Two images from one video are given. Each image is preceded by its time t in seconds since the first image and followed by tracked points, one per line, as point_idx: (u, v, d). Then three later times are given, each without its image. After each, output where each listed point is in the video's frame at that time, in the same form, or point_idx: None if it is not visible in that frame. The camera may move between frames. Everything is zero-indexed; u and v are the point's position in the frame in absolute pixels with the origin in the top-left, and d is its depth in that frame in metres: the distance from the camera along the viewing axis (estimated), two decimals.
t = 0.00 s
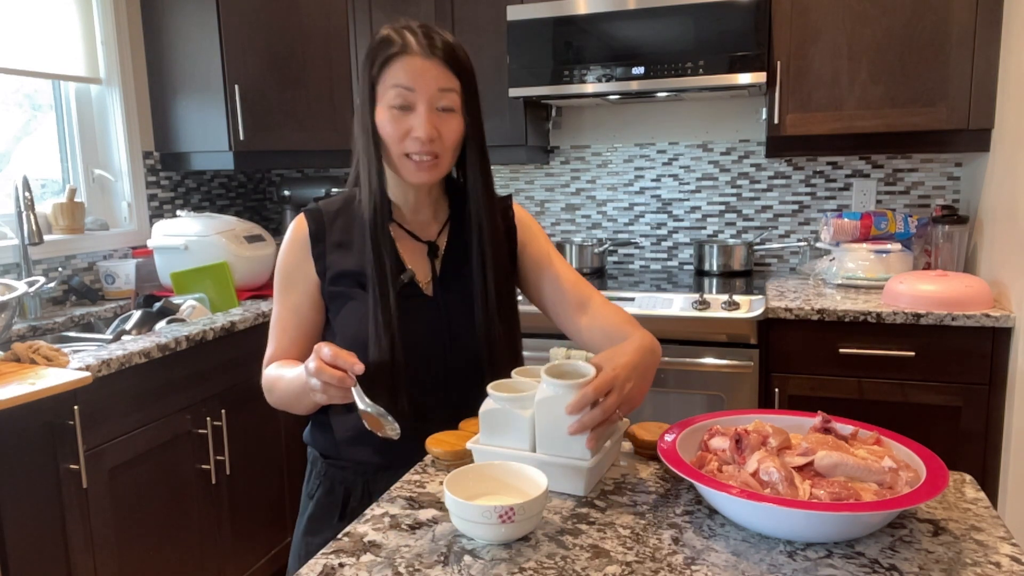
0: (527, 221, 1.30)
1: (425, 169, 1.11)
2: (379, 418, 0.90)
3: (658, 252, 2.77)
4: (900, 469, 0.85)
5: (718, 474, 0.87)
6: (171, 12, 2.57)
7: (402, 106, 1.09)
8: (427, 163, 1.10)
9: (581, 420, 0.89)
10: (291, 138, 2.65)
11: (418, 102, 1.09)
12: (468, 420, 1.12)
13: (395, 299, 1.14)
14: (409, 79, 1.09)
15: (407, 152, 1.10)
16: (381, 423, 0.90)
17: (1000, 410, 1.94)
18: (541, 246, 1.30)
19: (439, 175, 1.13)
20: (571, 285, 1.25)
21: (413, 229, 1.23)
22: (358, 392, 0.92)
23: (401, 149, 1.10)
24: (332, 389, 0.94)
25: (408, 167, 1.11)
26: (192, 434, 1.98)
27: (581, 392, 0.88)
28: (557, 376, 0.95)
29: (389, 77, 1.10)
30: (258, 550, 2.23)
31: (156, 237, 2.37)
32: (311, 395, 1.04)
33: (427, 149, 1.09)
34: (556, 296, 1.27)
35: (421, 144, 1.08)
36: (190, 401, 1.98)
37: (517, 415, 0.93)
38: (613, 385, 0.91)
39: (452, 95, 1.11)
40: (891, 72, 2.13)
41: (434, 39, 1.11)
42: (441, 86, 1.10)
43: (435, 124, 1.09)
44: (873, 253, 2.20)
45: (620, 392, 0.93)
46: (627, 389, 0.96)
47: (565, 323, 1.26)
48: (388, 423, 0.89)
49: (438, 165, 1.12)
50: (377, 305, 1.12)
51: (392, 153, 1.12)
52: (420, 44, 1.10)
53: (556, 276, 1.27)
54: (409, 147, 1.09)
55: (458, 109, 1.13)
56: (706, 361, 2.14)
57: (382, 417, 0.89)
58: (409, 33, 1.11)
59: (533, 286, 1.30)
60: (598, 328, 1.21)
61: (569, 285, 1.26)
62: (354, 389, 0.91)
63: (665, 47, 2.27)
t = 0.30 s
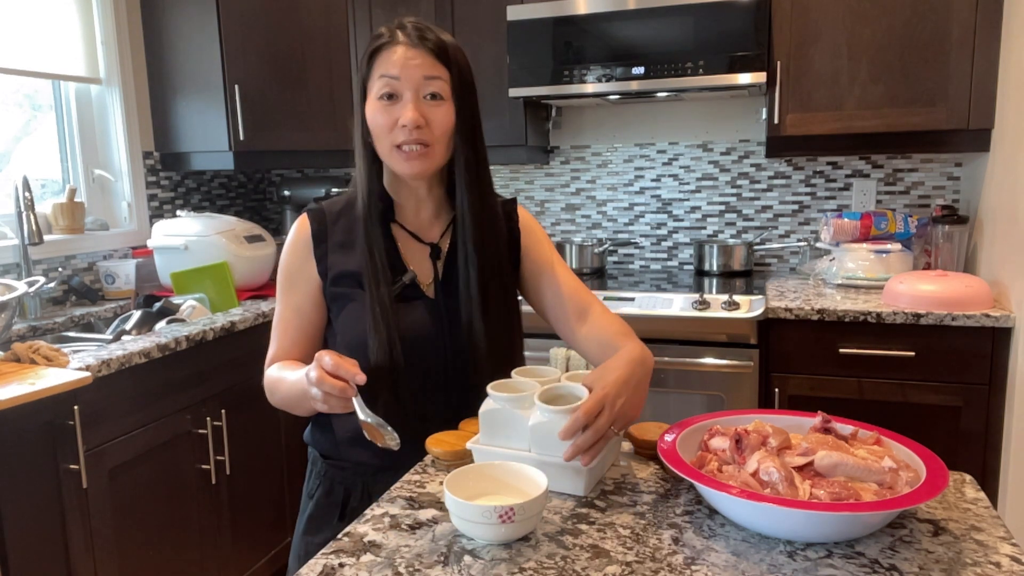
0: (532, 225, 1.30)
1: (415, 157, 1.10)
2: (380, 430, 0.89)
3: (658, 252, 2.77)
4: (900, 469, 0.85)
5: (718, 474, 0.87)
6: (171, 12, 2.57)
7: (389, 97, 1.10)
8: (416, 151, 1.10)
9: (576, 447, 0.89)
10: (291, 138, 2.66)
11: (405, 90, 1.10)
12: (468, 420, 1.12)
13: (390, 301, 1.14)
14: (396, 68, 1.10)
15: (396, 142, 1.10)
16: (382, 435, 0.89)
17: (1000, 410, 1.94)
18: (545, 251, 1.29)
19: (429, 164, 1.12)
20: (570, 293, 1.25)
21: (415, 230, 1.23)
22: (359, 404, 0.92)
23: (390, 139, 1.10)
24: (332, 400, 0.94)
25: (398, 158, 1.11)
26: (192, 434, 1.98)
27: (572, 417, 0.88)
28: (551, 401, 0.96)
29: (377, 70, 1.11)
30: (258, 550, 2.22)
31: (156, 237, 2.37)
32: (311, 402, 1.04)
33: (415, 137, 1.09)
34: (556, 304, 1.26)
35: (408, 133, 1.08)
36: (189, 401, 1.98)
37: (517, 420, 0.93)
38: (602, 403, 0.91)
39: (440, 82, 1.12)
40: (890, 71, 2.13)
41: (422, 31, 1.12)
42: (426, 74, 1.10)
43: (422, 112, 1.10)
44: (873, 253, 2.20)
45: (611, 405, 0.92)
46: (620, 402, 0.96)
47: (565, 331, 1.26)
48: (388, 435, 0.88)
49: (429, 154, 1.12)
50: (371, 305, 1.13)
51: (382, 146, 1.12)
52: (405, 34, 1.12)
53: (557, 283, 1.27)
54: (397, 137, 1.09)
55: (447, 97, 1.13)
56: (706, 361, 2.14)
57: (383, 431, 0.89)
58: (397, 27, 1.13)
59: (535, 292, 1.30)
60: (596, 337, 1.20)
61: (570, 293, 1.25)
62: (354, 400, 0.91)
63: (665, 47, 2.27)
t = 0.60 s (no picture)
0: (534, 227, 1.30)
1: (416, 155, 1.10)
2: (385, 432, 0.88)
3: (658, 252, 2.77)
4: (900, 468, 0.85)
5: (718, 474, 0.87)
6: (171, 12, 2.57)
7: (390, 95, 1.10)
8: (417, 149, 1.10)
9: (575, 446, 0.89)
10: (291, 138, 2.66)
11: (406, 89, 1.10)
12: (469, 420, 1.12)
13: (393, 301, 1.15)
14: (397, 66, 1.10)
15: (396, 139, 1.09)
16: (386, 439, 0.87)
17: (1000, 410, 1.94)
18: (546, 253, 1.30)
19: (431, 163, 1.12)
20: (571, 293, 1.26)
21: (417, 232, 1.23)
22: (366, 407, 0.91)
23: (391, 137, 1.10)
24: (339, 406, 0.93)
25: (398, 156, 1.10)
26: (192, 434, 1.98)
27: (572, 417, 0.89)
28: (551, 401, 0.96)
29: (378, 69, 1.12)
30: (258, 550, 2.23)
31: (156, 237, 2.37)
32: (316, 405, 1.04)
33: (415, 135, 1.09)
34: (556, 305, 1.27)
35: (409, 131, 1.08)
36: (189, 401, 1.98)
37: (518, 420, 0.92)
38: (603, 403, 0.91)
39: (441, 81, 1.11)
40: (891, 71, 2.13)
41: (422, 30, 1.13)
42: (428, 72, 1.10)
43: (423, 110, 1.10)
44: (873, 253, 2.20)
45: (614, 407, 0.92)
46: (623, 402, 0.96)
47: (565, 332, 1.26)
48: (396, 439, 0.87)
49: (430, 152, 1.11)
50: (374, 305, 1.13)
51: (383, 145, 1.12)
52: (406, 33, 1.12)
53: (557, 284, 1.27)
54: (398, 135, 1.09)
55: (448, 96, 1.12)
56: (706, 361, 2.14)
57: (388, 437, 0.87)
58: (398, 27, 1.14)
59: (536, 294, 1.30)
60: (596, 338, 1.20)
61: (570, 294, 1.26)
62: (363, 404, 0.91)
63: (665, 47, 2.27)
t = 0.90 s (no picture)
0: (535, 228, 1.31)
1: (418, 157, 1.10)
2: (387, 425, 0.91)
3: (658, 252, 2.77)
4: (900, 469, 0.85)
5: (718, 474, 0.87)
6: (171, 12, 2.57)
7: (393, 96, 1.10)
8: (419, 151, 1.10)
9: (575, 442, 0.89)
10: (291, 138, 2.66)
11: (409, 90, 1.10)
12: (469, 420, 1.12)
13: (394, 301, 1.15)
14: (399, 67, 1.09)
15: (399, 141, 1.09)
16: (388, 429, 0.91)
17: (1000, 410, 1.94)
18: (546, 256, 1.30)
19: (432, 164, 1.11)
20: (571, 296, 1.25)
21: (417, 232, 1.23)
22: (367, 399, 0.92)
23: (393, 139, 1.10)
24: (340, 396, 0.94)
25: (400, 157, 1.10)
26: (192, 434, 1.98)
27: (574, 417, 0.89)
28: (551, 401, 0.96)
29: (379, 70, 1.11)
30: (258, 550, 2.23)
31: (156, 237, 2.37)
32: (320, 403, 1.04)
33: (417, 137, 1.08)
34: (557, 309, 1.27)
35: (411, 132, 1.08)
36: (189, 401, 1.97)
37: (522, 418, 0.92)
38: (605, 402, 0.91)
39: (444, 83, 1.11)
40: (890, 71, 2.13)
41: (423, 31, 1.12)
42: (430, 74, 1.10)
43: (426, 111, 1.09)
44: (873, 253, 2.20)
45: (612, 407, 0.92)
46: (624, 404, 0.96)
47: (564, 334, 1.26)
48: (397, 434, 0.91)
49: (432, 154, 1.11)
50: (374, 305, 1.13)
51: (384, 147, 1.12)
52: (408, 34, 1.12)
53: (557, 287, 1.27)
54: (400, 136, 1.09)
55: (451, 98, 1.12)
56: (706, 361, 2.14)
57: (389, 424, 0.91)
58: (398, 28, 1.13)
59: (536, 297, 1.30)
60: (595, 341, 1.20)
61: (571, 297, 1.25)
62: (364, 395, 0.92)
63: (665, 47, 2.27)
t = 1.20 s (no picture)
0: (535, 231, 1.31)
1: (419, 158, 1.10)
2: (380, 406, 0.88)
3: (658, 252, 2.77)
4: (900, 468, 0.85)
5: (718, 474, 0.87)
6: (171, 11, 2.57)
7: (394, 97, 1.10)
8: (420, 152, 1.10)
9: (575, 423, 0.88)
10: (291, 138, 2.66)
11: (410, 92, 1.10)
12: (469, 420, 1.12)
13: (394, 301, 1.15)
14: (401, 68, 1.09)
15: (400, 142, 1.09)
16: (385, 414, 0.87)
17: (1000, 410, 1.94)
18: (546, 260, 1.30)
19: (433, 165, 1.12)
20: (572, 300, 1.25)
21: (417, 232, 1.23)
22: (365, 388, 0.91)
23: (394, 140, 1.10)
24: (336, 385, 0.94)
25: (401, 158, 1.10)
26: (192, 434, 1.98)
27: (578, 400, 0.88)
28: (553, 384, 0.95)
29: (381, 71, 1.11)
30: (258, 550, 2.22)
31: (156, 237, 2.37)
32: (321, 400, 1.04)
33: (419, 138, 1.09)
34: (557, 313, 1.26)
35: (412, 134, 1.08)
36: (189, 401, 1.97)
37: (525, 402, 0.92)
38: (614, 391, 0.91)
39: (445, 84, 1.11)
40: (890, 71, 2.13)
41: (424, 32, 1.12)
42: (432, 75, 1.10)
43: (427, 113, 1.09)
44: (873, 253, 2.20)
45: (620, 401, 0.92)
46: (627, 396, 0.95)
47: (564, 338, 1.26)
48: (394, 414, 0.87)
49: (433, 155, 1.11)
50: (374, 305, 1.13)
51: (386, 147, 1.12)
52: (409, 34, 1.12)
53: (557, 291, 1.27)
54: (401, 137, 1.09)
55: (452, 99, 1.12)
56: (706, 361, 2.14)
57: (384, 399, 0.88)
58: (399, 27, 1.13)
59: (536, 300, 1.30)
60: (595, 345, 1.21)
61: (572, 301, 1.25)
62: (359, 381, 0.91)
63: (665, 47, 2.27)
